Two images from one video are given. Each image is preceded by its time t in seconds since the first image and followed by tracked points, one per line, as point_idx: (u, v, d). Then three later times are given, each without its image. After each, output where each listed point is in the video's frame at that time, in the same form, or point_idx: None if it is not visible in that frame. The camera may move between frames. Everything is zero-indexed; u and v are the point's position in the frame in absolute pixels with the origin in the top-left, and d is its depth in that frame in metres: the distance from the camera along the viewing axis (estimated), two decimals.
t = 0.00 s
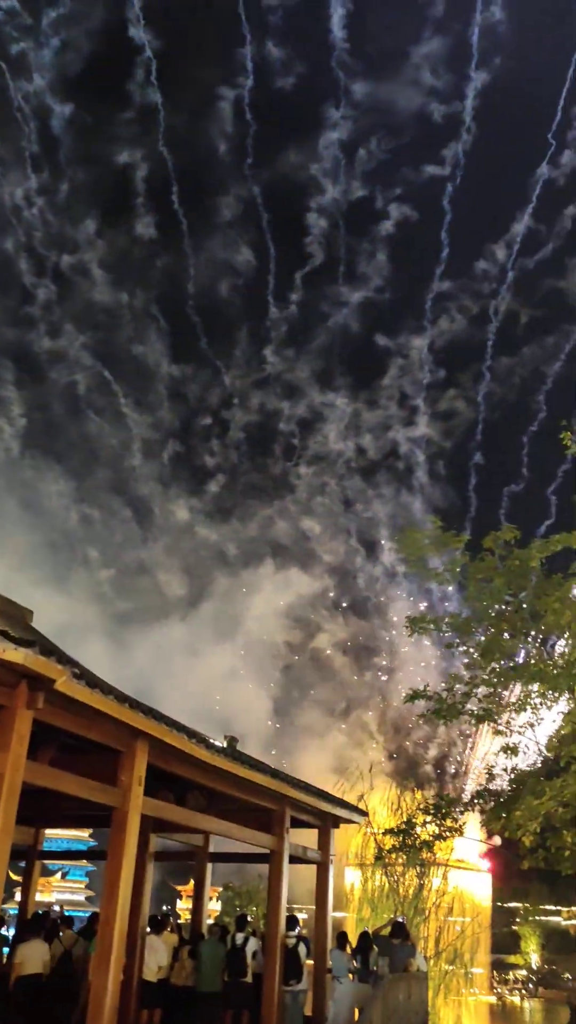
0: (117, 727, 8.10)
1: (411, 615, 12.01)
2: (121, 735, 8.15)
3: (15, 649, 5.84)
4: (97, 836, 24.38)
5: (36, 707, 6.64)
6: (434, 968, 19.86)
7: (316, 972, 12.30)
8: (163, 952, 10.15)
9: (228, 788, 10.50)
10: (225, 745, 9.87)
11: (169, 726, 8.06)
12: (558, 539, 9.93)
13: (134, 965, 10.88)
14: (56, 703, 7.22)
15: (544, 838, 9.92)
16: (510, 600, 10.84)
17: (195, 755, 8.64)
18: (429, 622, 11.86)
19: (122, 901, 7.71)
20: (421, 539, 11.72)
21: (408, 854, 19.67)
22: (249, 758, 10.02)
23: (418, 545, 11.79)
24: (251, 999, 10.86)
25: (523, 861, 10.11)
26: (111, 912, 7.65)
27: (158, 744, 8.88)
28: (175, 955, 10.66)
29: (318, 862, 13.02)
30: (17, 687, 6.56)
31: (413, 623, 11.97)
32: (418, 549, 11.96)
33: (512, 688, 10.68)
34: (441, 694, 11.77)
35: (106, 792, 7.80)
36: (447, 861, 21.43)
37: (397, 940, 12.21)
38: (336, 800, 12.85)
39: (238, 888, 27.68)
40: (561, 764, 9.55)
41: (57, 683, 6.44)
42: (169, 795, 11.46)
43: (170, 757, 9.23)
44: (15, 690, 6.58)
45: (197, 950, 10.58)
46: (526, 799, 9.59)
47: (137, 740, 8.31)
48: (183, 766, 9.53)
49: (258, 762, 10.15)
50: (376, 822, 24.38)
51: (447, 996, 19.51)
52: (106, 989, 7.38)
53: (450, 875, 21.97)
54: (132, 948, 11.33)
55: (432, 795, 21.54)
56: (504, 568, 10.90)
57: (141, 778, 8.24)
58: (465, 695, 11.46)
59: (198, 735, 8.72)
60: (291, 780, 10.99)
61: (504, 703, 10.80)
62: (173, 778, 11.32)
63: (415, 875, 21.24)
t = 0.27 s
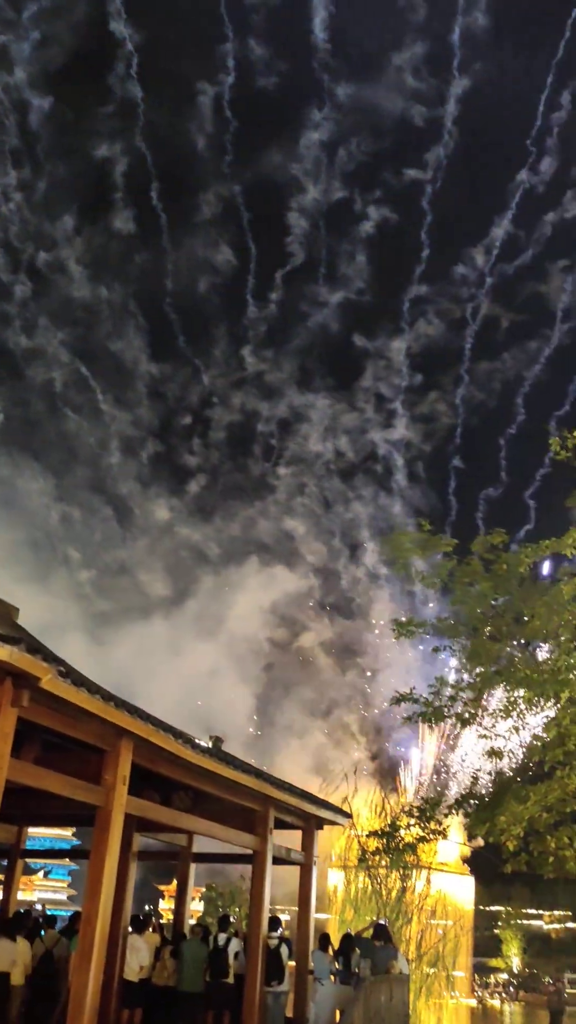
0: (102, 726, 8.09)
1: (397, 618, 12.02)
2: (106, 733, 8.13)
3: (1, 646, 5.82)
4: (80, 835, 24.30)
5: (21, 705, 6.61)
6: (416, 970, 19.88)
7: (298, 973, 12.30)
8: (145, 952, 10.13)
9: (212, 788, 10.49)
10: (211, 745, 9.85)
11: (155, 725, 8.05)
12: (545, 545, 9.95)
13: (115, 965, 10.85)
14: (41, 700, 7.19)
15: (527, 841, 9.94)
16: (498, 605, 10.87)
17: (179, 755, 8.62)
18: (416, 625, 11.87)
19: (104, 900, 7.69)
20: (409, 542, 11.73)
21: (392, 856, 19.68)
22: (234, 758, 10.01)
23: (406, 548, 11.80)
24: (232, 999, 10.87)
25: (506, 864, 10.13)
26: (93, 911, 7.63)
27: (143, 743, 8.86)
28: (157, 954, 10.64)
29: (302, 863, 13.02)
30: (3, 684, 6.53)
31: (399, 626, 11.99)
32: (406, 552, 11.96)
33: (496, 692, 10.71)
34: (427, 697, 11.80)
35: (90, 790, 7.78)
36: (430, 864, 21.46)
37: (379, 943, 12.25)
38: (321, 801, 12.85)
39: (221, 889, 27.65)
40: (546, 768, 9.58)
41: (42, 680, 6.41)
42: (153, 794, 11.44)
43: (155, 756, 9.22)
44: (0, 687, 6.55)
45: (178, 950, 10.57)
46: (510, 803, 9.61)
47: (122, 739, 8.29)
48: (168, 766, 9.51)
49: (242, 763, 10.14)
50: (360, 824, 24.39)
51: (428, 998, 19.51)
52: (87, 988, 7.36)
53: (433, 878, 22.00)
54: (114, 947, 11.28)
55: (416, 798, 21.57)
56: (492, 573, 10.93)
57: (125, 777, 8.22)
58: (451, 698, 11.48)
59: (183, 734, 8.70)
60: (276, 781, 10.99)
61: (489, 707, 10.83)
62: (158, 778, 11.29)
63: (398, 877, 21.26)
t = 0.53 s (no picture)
0: (90, 722, 8.08)
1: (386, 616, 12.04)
2: (93, 729, 8.12)
3: None
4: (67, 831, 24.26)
5: (8, 700, 6.60)
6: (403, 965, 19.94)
7: (284, 968, 12.34)
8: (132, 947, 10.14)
9: (200, 784, 10.50)
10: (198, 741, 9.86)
11: (142, 721, 8.04)
12: (533, 542, 10.01)
13: (102, 961, 10.87)
14: (28, 696, 7.18)
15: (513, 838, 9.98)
16: (487, 603, 10.91)
17: (167, 751, 8.62)
18: (405, 622, 11.91)
19: (90, 896, 7.69)
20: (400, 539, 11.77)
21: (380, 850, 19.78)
22: (221, 754, 10.02)
23: (395, 545, 11.80)
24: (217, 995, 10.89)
25: (493, 861, 10.17)
26: (79, 907, 7.62)
27: (131, 739, 8.85)
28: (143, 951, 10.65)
29: (288, 859, 13.06)
30: None
31: (388, 623, 12.00)
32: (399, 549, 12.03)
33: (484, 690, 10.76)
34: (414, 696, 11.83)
35: (77, 786, 7.77)
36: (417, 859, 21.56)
37: (365, 938, 12.31)
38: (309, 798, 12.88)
39: (208, 885, 27.67)
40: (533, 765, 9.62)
41: (30, 676, 6.41)
42: (140, 790, 11.44)
43: (142, 752, 9.22)
44: None
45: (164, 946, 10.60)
46: (498, 799, 9.63)
47: (109, 735, 8.28)
48: (155, 762, 9.51)
49: (230, 759, 10.15)
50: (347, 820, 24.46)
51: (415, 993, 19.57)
52: (73, 984, 7.36)
53: (420, 873, 22.09)
54: (99, 944, 11.25)
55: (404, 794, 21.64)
56: (480, 571, 10.99)
57: (112, 774, 8.22)
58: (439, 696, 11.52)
59: (171, 730, 8.70)
60: (263, 777, 11.01)
61: (476, 705, 10.89)
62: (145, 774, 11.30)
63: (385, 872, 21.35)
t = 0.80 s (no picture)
0: (76, 694, 8.09)
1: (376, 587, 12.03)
2: (79, 701, 8.13)
3: None
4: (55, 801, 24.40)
5: None
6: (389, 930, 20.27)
7: (271, 935, 12.49)
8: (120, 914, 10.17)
9: (187, 755, 10.55)
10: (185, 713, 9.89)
11: (128, 693, 8.05)
12: (518, 513, 10.03)
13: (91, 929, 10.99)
14: (14, 669, 7.17)
15: (497, 808, 10.09)
16: (474, 575, 10.96)
17: (153, 723, 8.65)
18: (392, 594, 11.96)
19: (77, 866, 7.74)
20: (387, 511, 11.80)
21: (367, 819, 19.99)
22: (208, 726, 10.06)
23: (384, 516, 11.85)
24: (205, 961, 10.98)
25: (478, 831, 10.24)
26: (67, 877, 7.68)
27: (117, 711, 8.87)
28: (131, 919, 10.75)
29: (275, 828, 13.18)
30: None
31: (379, 595, 11.99)
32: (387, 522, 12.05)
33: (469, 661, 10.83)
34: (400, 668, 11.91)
35: (63, 758, 7.79)
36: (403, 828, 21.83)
37: (351, 905, 12.48)
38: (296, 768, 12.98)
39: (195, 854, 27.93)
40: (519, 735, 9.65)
41: (14, 649, 6.39)
42: (127, 762, 11.49)
43: (130, 723, 9.25)
44: None
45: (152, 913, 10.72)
46: (483, 769, 9.71)
47: (95, 706, 8.30)
48: (141, 733, 9.55)
49: (217, 730, 10.20)
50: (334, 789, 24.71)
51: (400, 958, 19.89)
52: (61, 952, 7.43)
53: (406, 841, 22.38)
54: (88, 913, 11.36)
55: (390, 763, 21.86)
56: (466, 544, 11.02)
57: (99, 746, 8.24)
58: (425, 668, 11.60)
59: (157, 702, 8.72)
60: (250, 748, 11.07)
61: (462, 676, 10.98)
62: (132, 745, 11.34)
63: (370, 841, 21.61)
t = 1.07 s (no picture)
0: (51, 651, 8.09)
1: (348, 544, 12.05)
2: (54, 657, 8.14)
3: None
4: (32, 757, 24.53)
5: None
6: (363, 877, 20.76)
7: (247, 883, 12.74)
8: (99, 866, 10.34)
9: (163, 710, 10.63)
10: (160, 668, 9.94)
11: (103, 649, 8.07)
12: (490, 468, 10.10)
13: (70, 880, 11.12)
14: None
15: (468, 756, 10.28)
16: (446, 529, 11.04)
17: (129, 678, 8.68)
18: (365, 549, 12.03)
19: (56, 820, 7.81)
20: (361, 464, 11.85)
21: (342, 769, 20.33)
22: (183, 680, 10.13)
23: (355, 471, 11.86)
24: (183, 909, 11.20)
25: (449, 779, 10.45)
26: (45, 830, 7.76)
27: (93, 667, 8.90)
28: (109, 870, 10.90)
29: (251, 780, 13.36)
30: None
31: (350, 552, 12.03)
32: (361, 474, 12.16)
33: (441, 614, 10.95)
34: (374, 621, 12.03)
35: (39, 714, 7.82)
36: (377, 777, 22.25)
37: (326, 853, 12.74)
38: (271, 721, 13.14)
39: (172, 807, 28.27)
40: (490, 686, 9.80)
41: None
42: (104, 717, 11.56)
43: (105, 679, 9.29)
44: None
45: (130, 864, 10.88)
46: (456, 719, 9.87)
47: (70, 663, 8.32)
48: (117, 689, 9.59)
49: (192, 685, 10.26)
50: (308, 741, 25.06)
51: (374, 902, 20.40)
52: (41, 903, 7.54)
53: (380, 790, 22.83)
54: (67, 865, 11.49)
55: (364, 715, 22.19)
56: (438, 498, 11.08)
57: (75, 702, 8.26)
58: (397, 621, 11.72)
59: (132, 657, 8.75)
60: (226, 702, 11.17)
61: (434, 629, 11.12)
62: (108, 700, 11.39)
63: (345, 790, 22.00)
